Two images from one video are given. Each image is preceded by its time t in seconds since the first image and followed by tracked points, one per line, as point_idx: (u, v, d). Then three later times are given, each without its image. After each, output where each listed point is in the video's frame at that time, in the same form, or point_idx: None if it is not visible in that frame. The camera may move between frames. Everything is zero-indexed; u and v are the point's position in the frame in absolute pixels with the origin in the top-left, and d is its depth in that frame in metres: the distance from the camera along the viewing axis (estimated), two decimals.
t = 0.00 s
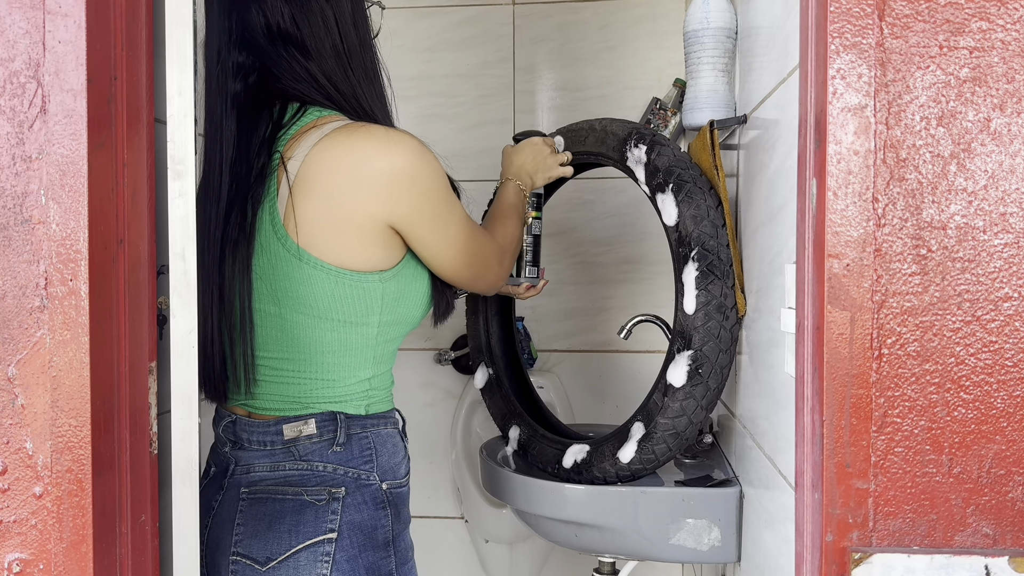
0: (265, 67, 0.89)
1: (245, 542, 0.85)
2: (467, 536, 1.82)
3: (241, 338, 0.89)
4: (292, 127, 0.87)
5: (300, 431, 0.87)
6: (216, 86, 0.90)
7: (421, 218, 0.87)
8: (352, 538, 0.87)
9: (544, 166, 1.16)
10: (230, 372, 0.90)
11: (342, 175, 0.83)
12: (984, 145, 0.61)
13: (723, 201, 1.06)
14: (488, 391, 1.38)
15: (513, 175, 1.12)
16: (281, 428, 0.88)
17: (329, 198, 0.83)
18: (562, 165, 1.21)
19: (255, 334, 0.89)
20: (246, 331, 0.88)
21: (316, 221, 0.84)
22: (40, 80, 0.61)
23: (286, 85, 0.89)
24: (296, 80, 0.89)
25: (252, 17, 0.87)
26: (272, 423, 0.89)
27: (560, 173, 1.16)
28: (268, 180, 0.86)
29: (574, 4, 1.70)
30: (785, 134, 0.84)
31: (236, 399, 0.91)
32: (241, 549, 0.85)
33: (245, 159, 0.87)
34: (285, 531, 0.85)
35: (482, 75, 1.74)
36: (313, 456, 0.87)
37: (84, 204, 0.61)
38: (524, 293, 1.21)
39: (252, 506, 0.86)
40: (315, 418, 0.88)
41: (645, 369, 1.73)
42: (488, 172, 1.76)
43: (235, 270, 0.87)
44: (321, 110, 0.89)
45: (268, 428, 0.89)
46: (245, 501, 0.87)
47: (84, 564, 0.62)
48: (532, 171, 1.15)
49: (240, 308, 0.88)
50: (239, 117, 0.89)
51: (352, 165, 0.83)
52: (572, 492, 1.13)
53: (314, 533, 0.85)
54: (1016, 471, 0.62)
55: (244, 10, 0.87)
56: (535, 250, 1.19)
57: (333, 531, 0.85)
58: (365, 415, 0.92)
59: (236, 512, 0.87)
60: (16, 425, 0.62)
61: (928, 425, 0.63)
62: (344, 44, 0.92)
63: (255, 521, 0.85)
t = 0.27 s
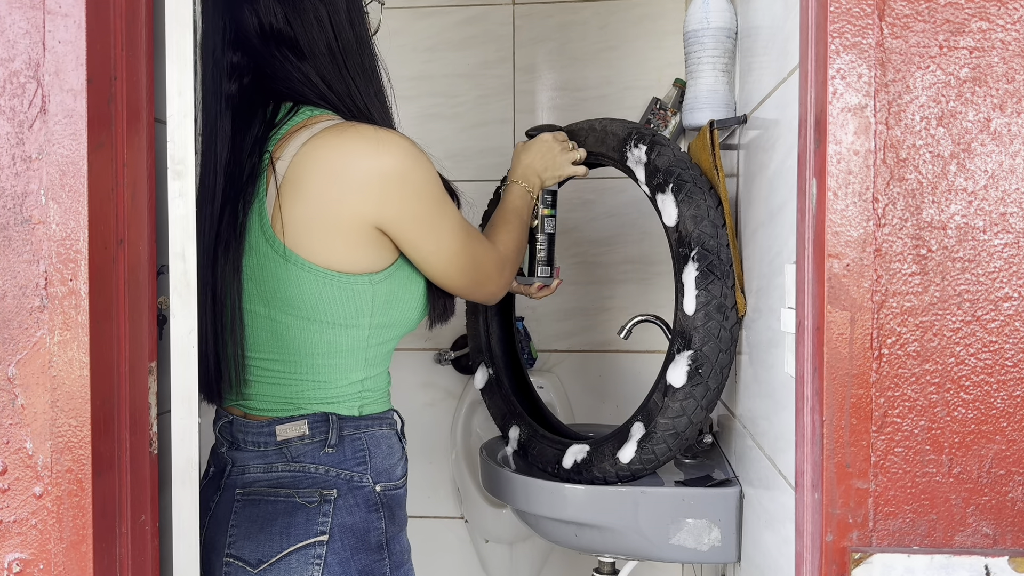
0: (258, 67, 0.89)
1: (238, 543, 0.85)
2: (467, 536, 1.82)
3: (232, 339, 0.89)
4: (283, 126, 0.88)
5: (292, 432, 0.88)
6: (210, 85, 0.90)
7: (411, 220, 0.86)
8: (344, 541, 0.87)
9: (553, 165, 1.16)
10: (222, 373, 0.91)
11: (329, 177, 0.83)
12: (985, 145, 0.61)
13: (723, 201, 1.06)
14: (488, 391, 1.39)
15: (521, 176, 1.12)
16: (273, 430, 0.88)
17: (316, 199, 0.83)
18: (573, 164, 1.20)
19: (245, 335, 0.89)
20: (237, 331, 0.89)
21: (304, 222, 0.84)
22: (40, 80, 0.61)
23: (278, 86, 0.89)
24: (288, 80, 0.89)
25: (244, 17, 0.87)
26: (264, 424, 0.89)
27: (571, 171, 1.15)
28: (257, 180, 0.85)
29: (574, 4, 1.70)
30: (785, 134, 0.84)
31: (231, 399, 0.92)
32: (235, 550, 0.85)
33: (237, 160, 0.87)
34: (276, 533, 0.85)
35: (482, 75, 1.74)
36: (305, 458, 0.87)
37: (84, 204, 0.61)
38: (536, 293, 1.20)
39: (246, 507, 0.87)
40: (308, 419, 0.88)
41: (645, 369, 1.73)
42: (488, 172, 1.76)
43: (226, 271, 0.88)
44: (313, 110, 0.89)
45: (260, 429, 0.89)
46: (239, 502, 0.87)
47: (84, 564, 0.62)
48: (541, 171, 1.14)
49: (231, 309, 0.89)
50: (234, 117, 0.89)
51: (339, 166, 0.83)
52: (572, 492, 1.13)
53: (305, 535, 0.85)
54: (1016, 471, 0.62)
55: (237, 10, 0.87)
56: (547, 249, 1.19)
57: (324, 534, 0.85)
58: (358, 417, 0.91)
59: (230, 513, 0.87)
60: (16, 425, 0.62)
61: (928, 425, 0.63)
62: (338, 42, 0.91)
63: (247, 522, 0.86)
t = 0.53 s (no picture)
0: (251, 64, 0.89)
1: (229, 545, 0.85)
2: (467, 536, 1.82)
3: (223, 340, 0.90)
4: (273, 123, 0.88)
5: (281, 434, 0.88)
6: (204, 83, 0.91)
7: (398, 220, 0.86)
8: (333, 545, 0.87)
9: (568, 162, 1.14)
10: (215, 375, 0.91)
11: (315, 176, 0.82)
12: (984, 145, 0.61)
13: (723, 201, 1.06)
14: (488, 391, 1.39)
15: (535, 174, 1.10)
16: (265, 431, 0.89)
17: (301, 200, 0.83)
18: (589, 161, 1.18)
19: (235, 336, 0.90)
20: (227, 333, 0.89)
21: (291, 223, 0.84)
22: (40, 80, 0.61)
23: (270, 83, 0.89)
24: (281, 76, 0.88)
25: (237, 16, 0.87)
26: (256, 426, 0.89)
27: (587, 168, 1.13)
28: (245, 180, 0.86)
29: (574, 4, 1.70)
30: (785, 134, 0.84)
31: (227, 400, 0.93)
32: (226, 552, 0.85)
33: (229, 160, 0.87)
34: (265, 536, 0.85)
35: (482, 75, 1.74)
36: (295, 460, 0.88)
37: (84, 204, 0.61)
38: (552, 296, 1.19)
39: (238, 509, 0.87)
40: (298, 421, 0.88)
41: (645, 369, 1.73)
42: (488, 172, 1.76)
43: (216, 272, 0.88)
44: (304, 107, 0.88)
45: (252, 430, 0.90)
46: (232, 504, 0.88)
47: (84, 564, 0.62)
48: (555, 169, 1.13)
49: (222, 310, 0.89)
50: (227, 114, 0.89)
51: (324, 166, 0.82)
52: (572, 491, 1.13)
53: (293, 539, 0.85)
54: (1016, 471, 0.62)
55: (230, 9, 0.88)
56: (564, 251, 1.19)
57: (312, 537, 0.85)
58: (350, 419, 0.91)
59: (224, 515, 0.87)
60: (16, 424, 0.62)
61: (928, 425, 0.63)
62: (331, 39, 0.91)
63: (238, 524, 0.86)
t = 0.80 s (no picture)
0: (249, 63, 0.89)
1: (224, 547, 0.85)
2: (467, 536, 1.82)
3: (217, 340, 0.90)
4: (270, 121, 0.88)
5: (276, 435, 0.89)
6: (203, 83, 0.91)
7: (391, 222, 0.86)
8: (327, 548, 0.86)
9: (563, 174, 1.13)
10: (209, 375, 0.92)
11: (307, 177, 0.82)
12: (985, 145, 0.61)
13: (723, 201, 1.06)
14: (488, 391, 1.39)
15: (530, 183, 1.10)
16: (260, 432, 0.89)
17: (293, 201, 0.83)
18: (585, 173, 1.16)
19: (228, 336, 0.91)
20: (221, 332, 0.90)
21: (284, 224, 0.84)
22: (40, 80, 0.61)
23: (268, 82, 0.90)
24: (278, 76, 0.89)
25: (235, 15, 0.88)
26: (251, 426, 0.90)
27: (580, 182, 1.13)
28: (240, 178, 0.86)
29: (574, 4, 1.70)
30: (785, 134, 0.84)
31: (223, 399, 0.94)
32: (220, 554, 0.85)
33: (225, 160, 0.87)
34: (259, 539, 0.85)
35: (482, 75, 1.74)
36: (289, 462, 0.88)
37: (84, 204, 0.61)
38: (542, 311, 1.19)
39: (234, 511, 0.87)
40: (292, 422, 0.89)
41: (644, 369, 1.73)
42: (488, 172, 1.76)
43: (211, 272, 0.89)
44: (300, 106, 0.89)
45: (248, 432, 0.90)
46: (228, 505, 0.88)
47: (84, 564, 0.62)
48: (551, 178, 1.12)
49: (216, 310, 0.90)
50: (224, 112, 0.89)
51: (313, 166, 0.82)
52: (572, 492, 1.13)
53: (287, 542, 0.84)
54: (1016, 471, 0.62)
55: (228, 8, 0.88)
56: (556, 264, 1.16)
57: (305, 541, 0.85)
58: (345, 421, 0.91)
59: (220, 516, 0.87)
60: (16, 425, 0.62)
61: (928, 425, 0.63)
62: (328, 38, 0.91)
63: (233, 526, 0.86)
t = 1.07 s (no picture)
0: (249, 63, 0.89)
1: (223, 548, 0.85)
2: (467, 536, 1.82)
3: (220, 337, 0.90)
4: (272, 119, 0.88)
5: (275, 435, 0.89)
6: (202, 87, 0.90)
7: (400, 212, 0.86)
8: (327, 548, 0.86)
9: (541, 168, 1.17)
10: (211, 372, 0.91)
11: (319, 169, 0.82)
12: (985, 145, 0.61)
13: (723, 201, 1.06)
14: (488, 391, 1.38)
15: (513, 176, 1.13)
16: (259, 432, 0.90)
17: (301, 194, 0.83)
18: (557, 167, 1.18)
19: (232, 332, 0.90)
20: (224, 328, 0.89)
21: (290, 217, 0.84)
22: (39, 80, 0.61)
23: (269, 81, 0.89)
24: (279, 74, 0.89)
25: (235, 15, 0.88)
26: (251, 427, 0.90)
27: (557, 176, 1.17)
28: (245, 175, 0.86)
29: (574, 4, 1.70)
30: (785, 134, 0.84)
31: (223, 398, 0.93)
32: (220, 555, 0.85)
33: (227, 158, 0.87)
34: (259, 539, 0.84)
35: (482, 75, 1.74)
36: (289, 462, 0.88)
37: (84, 204, 0.61)
38: (539, 297, 1.20)
39: (233, 511, 0.87)
40: (291, 422, 0.89)
41: (644, 368, 1.73)
42: (488, 172, 1.76)
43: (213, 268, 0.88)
44: (304, 103, 0.89)
45: (247, 432, 0.90)
46: (227, 505, 0.88)
47: (84, 564, 0.62)
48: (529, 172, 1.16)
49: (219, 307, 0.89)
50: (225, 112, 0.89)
51: (325, 159, 0.82)
52: (572, 492, 1.13)
53: (287, 542, 0.84)
54: (1016, 471, 0.62)
55: (228, 9, 0.88)
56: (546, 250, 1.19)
57: (305, 540, 0.85)
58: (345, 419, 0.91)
59: (219, 517, 0.87)
60: (16, 425, 0.62)
61: (928, 425, 0.63)
62: (327, 38, 0.92)
63: (233, 527, 0.86)
